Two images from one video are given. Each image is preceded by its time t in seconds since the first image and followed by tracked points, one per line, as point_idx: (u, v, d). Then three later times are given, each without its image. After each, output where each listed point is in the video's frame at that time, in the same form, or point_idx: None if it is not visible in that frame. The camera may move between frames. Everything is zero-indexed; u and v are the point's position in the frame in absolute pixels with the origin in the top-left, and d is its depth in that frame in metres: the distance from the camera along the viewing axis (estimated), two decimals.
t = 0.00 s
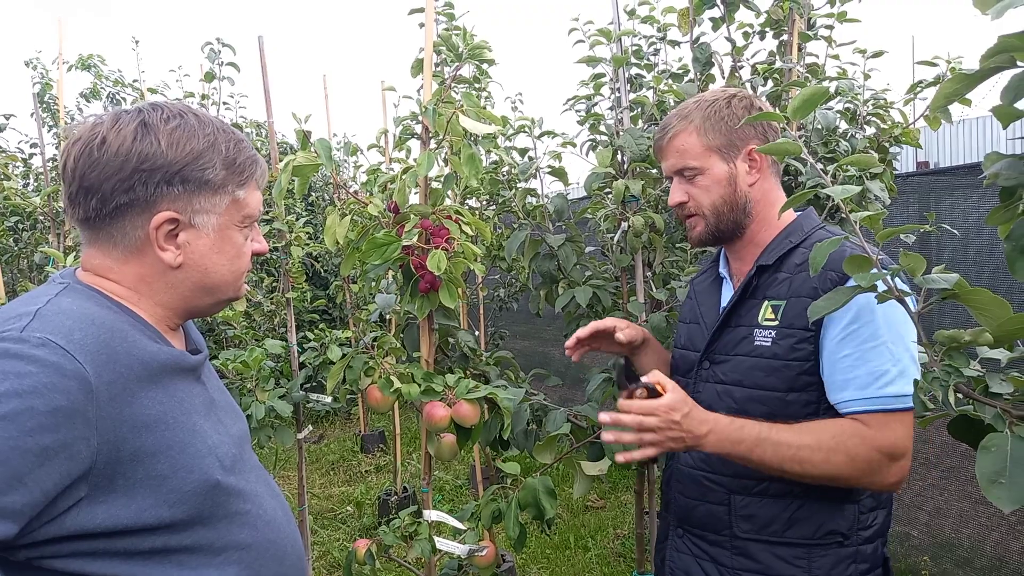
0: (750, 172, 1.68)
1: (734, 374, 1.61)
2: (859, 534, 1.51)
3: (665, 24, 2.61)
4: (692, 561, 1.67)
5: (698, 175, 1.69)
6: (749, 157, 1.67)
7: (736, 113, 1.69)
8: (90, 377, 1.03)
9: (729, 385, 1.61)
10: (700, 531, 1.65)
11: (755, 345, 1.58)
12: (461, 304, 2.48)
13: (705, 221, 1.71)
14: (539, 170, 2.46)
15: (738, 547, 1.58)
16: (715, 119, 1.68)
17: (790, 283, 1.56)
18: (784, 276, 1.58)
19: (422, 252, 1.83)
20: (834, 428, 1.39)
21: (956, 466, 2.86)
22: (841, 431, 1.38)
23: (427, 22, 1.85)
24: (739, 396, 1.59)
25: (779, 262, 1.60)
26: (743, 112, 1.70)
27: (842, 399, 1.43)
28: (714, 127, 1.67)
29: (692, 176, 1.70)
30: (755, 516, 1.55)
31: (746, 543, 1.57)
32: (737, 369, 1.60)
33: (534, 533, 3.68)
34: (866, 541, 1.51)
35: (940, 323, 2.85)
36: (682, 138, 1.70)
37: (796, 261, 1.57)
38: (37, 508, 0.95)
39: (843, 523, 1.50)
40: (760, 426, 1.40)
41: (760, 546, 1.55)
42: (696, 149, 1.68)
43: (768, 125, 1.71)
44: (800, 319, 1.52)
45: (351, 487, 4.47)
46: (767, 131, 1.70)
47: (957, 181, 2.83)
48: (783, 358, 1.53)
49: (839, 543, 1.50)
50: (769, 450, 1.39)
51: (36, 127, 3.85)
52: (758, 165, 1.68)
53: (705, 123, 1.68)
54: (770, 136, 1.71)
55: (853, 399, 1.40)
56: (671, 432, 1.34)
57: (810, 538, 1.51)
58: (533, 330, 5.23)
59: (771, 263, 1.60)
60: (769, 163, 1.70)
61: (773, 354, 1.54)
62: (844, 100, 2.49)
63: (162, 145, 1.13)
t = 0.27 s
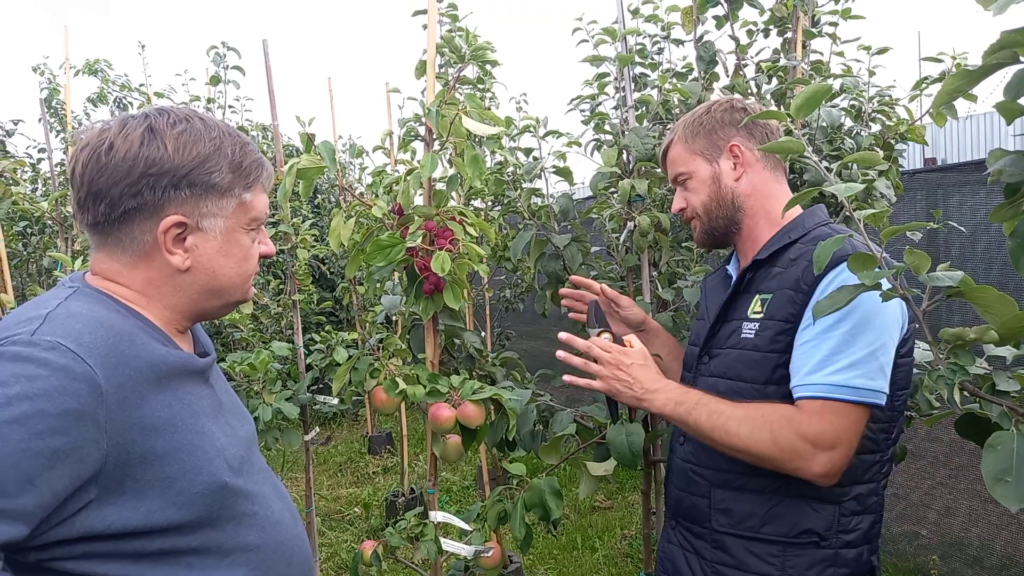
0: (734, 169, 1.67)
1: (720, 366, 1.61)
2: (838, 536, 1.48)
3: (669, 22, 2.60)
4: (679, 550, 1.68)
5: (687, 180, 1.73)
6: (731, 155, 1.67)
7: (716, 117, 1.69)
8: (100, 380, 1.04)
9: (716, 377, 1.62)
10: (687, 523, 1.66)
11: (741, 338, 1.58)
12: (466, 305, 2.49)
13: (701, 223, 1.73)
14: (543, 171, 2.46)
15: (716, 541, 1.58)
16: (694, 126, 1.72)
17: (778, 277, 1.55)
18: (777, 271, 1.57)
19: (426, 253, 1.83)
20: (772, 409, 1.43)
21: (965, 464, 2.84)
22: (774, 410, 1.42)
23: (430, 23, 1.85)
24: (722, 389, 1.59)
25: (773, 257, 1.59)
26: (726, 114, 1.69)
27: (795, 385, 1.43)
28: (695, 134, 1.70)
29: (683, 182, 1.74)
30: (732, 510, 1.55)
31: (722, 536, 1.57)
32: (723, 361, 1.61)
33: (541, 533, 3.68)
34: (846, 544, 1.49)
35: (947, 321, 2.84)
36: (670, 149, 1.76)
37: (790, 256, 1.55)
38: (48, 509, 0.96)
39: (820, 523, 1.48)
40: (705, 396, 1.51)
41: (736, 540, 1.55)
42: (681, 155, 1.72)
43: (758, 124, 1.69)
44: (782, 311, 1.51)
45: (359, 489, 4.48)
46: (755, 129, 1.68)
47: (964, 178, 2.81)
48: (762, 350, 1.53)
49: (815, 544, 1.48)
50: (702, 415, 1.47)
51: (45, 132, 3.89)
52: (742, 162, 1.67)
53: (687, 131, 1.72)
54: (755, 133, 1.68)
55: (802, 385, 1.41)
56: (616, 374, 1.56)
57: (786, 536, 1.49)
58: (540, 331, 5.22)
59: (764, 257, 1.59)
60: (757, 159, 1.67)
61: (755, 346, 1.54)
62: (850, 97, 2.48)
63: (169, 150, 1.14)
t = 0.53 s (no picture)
0: (729, 168, 1.68)
1: (697, 363, 1.62)
2: (815, 535, 1.48)
3: (663, 24, 2.61)
4: (663, 543, 1.68)
5: (681, 174, 1.73)
6: (727, 153, 1.67)
7: (716, 113, 1.69)
8: (94, 380, 1.03)
9: (694, 374, 1.63)
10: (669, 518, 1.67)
11: (717, 335, 1.59)
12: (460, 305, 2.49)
13: (690, 218, 1.73)
14: (537, 171, 2.45)
15: (697, 536, 1.58)
16: (694, 121, 1.71)
17: (753, 274, 1.56)
18: (753, 269, 1.57)
19: (419, 253, 1.83)
20: (740, 411, 1.45)
21: (957, 465, 2.85)
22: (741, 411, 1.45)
23: (423, 23, 1.85)
24: (699, 385, 1.60)
25: (751, 256, 1.60)
26: (726, 112, 1.69)
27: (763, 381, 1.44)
28: (693, 128, 1.70)
29: (677, 176, 1.74)
30: (711, 505, 1.56)
31: (701, 531, 1.58)
32: (701, 359, 1.62)
33: (534, 534, 3.67)
34: (824, 543, 1.49)
35: (938, 323, 2.85)
36: (668, 141, 1.76)
37: (767, 254, 1.56)
38: (40, 510, 0.95)
39: (796, 521, 1.48)
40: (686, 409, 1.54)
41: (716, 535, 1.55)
42: (678, 149, 1.72)
43: (757, 126, 1.68)
44: (754, 308, 1.52)
45: (352, 489, 4.47)
46: (752, 131, 1.68)
47: (956, 180, 2.83)
48: (735, 347, 1.54)
49: (791, 542, 1.48)
50: (682, 426, 1.51)
51: (35, 130, 3.86)
52: (737, 161, 1.67)
53: (685, 125, 1.72)
54: (754, 134, 1.68)
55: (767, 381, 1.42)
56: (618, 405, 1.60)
57: (762, 533, 1.50)
58: (534, 331, 5.22)
59: (740, 255, 1.61)
60: (753, 159, 1.67)
61: (727, 343, 1.56)
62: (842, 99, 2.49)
63: (157, 148, 1.13)
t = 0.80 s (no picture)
0: (726, 170, 1.68)
1: (697, 368, 1.61)
2: (820, 537, 1.49)
3: (662, 25, 2.61)
4: (663, 548, 1.68)
5: (677, 177, 1.72)
6: (724, 156, 1.67)
7: (710, 114, 1.69)
8: (95, 379, 1.03)
9: (695, 378, 1.62)
10: (671, 521, 1.66)
11: (717, 339, 1.59)
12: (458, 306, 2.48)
13: (688, 221, 1.73)
14: (535, 172, 2.46)
15: (700, 539, 1.58)
16: (689, 123, 1.70)
17: (753, 277, 1.56)
18: (752, 271, 1.57)
19: (417, 254, 1.83)
20: (757, 422, 1.45)
21: (953, 467, 2.86)
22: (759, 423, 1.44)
23: (422, 24, 1.85)
24: (701, 389, 1.60)
25: (749, 258, 1.60)
26: (720, 112, 1.69)
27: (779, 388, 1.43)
28: (689, 130, 1.69)
29: (673, 178, 1.73)
30: (714, 509, 1.56)
31: (705, 535, 1.57)
32: (701, 364, 1.61)
33: (531, 535, 3.67)
34: (828, 545, 1.49)
35: (935, 324, 2.86)
36: (661, 143, 1.74)
37: (765, 256, 1.56)
38: (42, 509, 0.95)
39: (800, 524, 1.48)
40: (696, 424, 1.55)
41: (719, 539, 1.55)
42: (674, 152, 1.70)
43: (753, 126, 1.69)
44: (756, 312, 1.52)
45: (350, 489, 4.47)
46: (748, 131, 1.69)
47: (953, 182, 2.83)
48: (737, 352, 1.54)
49: (796, 544, 1.49)
50: (699, 443, 1.51)
51: (33, 130, 3.85)
52: (734, 163, 1.67)
53: (680, 127, 1.71)
54: (748, 134, 1.69)
55: (783, 390, 1.41)
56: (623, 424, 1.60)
57: (766, 536, 1.50)
58: (532, 332, 5.22)
59: (739, 258, 1.60)
60: (749, 160, 1.68)
61: (729, 348, 1.55)
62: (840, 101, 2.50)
63: (130, 149, 1.11)
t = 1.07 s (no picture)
0: (732, 176, 1.68)
1: (709, 372, 1.61)
2: (832, 538, 1.51)
3: (662, 27, 2.61)
4: (671, 554, 1.67)
5: (681, 184, 1.70)
6: (729, 161, 1.68)
7: (712, 119, 1.68)
8: (97, 380, 1.03)
9: (706, 382, 1.61)
10: (680, 525, 1.65)
11: (731, 344, 1.58)
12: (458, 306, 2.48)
13: (695, 229, 1.72)
14: (535, 173, 2.46)
15: (712, 544, 1.57)
16: (692, 129, 1.68)
17: (769, 282, 1.56)
18: (764, 275, 1.58)
19: (418, 254, 1.83)
20: (780, 428, 1.45)
21: (952, 469, 2.86)
22: (784, 430, 1.44)
23: (423, 24, 1.85)
24: (713, 394, 1.59)
25: (761, 261, 1.60)
26: (721, 117, 1.69)
27: (805, 395, 1.43)
28: (692, 136, 1.68)
29: (677, 186, 1.71)
30: (727, 513, 1.55)
31: (718, 540, 1.56)
32: (713, 367, 1.60)
33: (530, 536, 3.67)
34: (839, 546, 1.52)
35: (934, 326, 2.86)
36: (661, 150, 1.71)
37: (777, 260, 1.57)
38: (45, 510, 0.95)
39: (815, 527, 1.50)
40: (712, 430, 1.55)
41: (732, 543, 1.55)
42: (677, 159, 1.69)
43: (751, 127, 1.70)
44: (775, 317, 1.52)
45: (348, 490, 4.46)
46: (750, 134, 1.69)
47: (953, 184, 2.84)
48: (756, 358, 1.53)
49: (810, 547, 1.50)
50: (719, 450, 1.50)
51: (31, 129, 3.85)
52: (740, 169, 1.68)
53: (682, 133, 1.69)
54: (750, 137, 1.69)
55: (808, 398, 1.42)
56: (632, 430, 1.59)
57: (781, 539, 1.51)
58: (531, 334, 5.22)
59: (752, 262, 1.59)
60: (752, 165, 1.69)
61: (747, 353, 1.54)
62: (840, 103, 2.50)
63: (96, 152, 1.08)
